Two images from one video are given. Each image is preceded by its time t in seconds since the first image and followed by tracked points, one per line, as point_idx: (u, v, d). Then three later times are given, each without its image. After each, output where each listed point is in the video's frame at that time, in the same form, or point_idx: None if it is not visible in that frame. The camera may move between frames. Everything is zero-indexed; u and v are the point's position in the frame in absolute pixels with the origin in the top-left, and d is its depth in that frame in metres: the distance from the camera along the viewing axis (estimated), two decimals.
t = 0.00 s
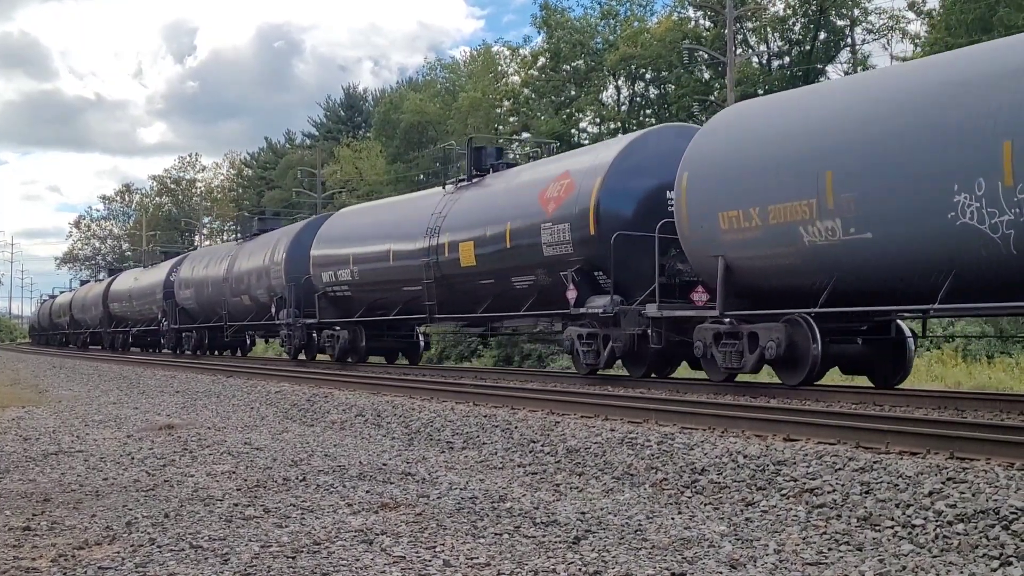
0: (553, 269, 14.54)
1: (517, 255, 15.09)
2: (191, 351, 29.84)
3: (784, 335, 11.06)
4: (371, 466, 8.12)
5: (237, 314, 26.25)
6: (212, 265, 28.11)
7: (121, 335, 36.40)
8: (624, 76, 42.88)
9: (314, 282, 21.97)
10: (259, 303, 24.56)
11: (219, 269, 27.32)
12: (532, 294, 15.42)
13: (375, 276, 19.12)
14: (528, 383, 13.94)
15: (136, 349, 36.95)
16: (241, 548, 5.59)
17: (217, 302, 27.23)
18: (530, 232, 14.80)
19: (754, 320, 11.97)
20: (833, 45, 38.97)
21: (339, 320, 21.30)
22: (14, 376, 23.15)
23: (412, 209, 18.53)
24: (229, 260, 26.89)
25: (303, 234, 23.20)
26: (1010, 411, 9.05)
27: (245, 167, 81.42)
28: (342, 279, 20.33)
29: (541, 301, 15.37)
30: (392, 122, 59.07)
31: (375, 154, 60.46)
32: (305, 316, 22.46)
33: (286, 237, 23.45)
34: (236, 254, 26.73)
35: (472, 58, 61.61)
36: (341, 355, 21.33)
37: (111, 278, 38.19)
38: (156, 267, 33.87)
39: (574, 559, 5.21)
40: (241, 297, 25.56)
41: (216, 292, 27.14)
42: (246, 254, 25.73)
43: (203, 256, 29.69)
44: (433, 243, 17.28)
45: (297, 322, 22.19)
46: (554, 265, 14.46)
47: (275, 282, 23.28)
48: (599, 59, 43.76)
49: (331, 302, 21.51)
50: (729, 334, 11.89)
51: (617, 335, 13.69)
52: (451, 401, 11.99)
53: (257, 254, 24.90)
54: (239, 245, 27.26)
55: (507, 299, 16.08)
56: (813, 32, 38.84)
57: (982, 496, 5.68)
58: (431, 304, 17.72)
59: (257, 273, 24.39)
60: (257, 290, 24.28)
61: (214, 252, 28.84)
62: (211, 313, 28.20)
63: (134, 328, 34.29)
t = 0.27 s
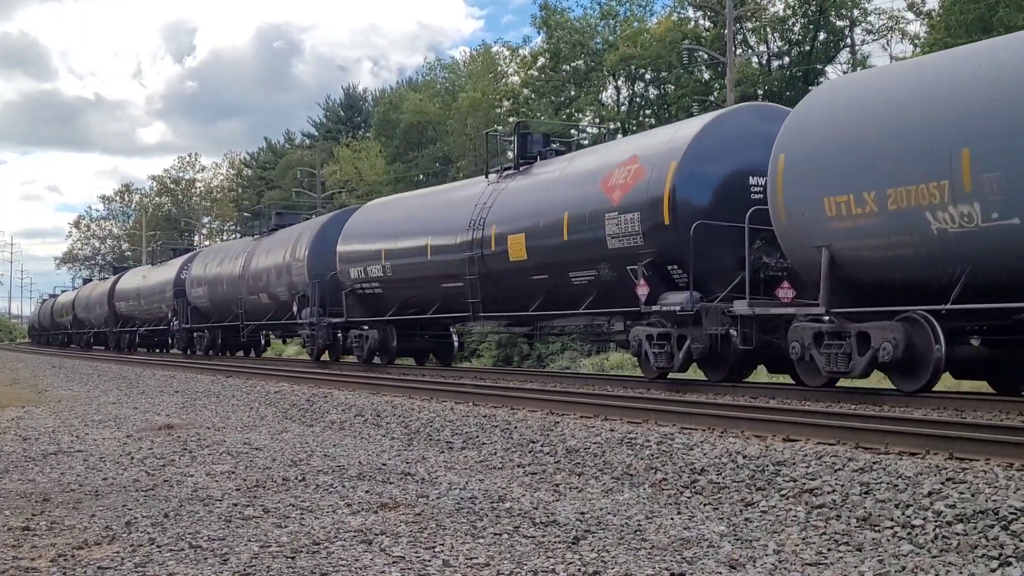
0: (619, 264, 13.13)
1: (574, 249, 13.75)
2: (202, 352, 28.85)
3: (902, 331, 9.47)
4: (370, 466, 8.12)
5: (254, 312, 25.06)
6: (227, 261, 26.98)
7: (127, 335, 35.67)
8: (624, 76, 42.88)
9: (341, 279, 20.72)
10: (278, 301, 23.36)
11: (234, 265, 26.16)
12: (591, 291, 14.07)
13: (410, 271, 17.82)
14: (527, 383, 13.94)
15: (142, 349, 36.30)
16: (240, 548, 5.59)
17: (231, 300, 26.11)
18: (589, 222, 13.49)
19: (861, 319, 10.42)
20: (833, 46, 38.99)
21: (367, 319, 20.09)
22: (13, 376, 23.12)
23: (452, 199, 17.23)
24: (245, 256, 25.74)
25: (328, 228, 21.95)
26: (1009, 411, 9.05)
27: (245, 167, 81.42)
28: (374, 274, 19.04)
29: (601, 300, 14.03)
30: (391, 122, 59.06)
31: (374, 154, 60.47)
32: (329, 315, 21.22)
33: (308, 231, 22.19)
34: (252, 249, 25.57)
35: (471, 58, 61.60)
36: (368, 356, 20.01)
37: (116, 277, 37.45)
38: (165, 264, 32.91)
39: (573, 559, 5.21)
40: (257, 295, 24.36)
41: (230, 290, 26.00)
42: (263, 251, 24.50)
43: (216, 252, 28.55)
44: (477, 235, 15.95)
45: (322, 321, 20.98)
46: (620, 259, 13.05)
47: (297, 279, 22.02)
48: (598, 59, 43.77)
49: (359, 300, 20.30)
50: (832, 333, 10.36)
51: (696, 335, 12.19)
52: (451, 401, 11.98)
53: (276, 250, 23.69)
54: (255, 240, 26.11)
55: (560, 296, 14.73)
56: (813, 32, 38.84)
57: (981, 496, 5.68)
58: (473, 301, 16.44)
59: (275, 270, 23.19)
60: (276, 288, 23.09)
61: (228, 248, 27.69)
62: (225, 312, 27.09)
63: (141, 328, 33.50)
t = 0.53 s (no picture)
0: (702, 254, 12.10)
1: (648, 239, 12.67)
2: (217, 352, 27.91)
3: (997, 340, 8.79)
4: (369, 466, 8.13)
5: (273, 312, 23.96)
6: (242, 258, 25.91)
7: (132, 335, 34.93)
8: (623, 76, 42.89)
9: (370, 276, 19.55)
10: (300, 299, 22.25)
11: (250, 263, 25.07)
12: (664, 285, 12.98)
13: (450, 266, 16.69)
14: (525, 383, 13.96)
15: (150, 349, 35.62)
16: (240, 549, 5.59)
17: (249, 299, 25.06)
18: (662, 210, 12.47)
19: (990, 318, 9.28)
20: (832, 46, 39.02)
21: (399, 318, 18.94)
22: (13, 376, 23.09)
23: (497, 189, 16.11)
24: (262, 253, 24.66)
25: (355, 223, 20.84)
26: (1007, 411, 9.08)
27: (244, 167, 81.41)
28: (409, 270, 17.86)
29: (675, 295, 12.96)
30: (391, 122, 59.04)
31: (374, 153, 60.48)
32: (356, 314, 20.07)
33: (332, 226, 21.06)
34: (270, 246, 24.50)
35: (470, 58, 61.59)
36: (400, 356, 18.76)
37: (121, 274, 36.68)
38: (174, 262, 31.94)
39: (572, 559, 5.21)
40: (276, 294, 23.29)
41: (247, 288, 24.95)
42: (283, 247, 23.40)
43: (230, 249, 27.46)
44: (528, 225, 14.88)
45: (349, 321, 19.83)
46: (702, 251, 12.07)
47: (322, 276, 20.90)
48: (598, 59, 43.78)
49: (389, 298, 19.15)
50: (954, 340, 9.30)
51: (794, 335, 11.04)
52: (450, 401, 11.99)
53: (297, 245, 22.59)
54: (273, 236, 25.02)
55: (629, 290, 13.62)
56: (812, 32, 38.84)
57: (981, 496, 5.69)
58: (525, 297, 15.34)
59: (297, 266, 22.09)
60: (299, 286, 22.01)
61: (243, 244, 26.59)
62: (241, 311, 26.06)
63: (149, 328, 32.74)
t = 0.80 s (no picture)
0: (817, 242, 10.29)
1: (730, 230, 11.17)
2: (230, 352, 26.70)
3: None
4: (368, 465, 8.12)
5: (293, 310, 22.54)
6: (258, 254, 24.54)
7: (136, 334, 34.00)
8: (622, 75, 42.88)
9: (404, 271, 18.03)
10: (324, 296, 20.80)
11: (268, 258, 23.69)
12: (754, 278, 11.32)
13: (496, 261, 15.09)
14: (524, 382, 13.96)
15: (155, 349, 34.76)
16: (238, 548, 5.59)
17: (267, 297, 23.70)
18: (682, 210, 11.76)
19: None
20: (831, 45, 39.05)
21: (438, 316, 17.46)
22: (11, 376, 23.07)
23: (548, 174, 14.57)
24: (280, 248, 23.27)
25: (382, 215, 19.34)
26: (1007, 409, 9.12)
27: (242, 166, 81.40)
28: (449, 264, 16.27)
29: (767, 290, 11.32)
30: (389, 121, 59.00)
31: (372, 153, 60.43)
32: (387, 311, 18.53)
33: (358, 219, 19.59)
34: (288, 240, 23.12)
35: (469, 58, 61.60)
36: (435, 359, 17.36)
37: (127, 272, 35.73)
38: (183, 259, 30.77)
39: (571, 558, 5.21)
40: (297, 291, 21.91)
41: (265, 285, 23.56)
42: (302, 242, 22.11)
43: (246, 244, 26.12)
44: (588, 213, 13.27)
45: (380, 319, 18.28)
46: (804, 239, 10.41)
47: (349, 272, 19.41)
48: (596, 58, 43.77)
49: (426, 295, 17.69)
50: None
51: (917, 334, 9.47)
52: (449, 400, 11.99)
53: (319, 240, 21.19)
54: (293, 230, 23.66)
55: (709, 284, 11.99)
56: (811, 31, 38.85)
57: (979, 495, 5.69)
58: (586, 293, 13.72)
59: (320, 262, 20.66)
60: (321, 282, 20.72)
61: (258, 239, 25.23)
62: (258, 309, 24.71)
63: (155, 327, 31.83)
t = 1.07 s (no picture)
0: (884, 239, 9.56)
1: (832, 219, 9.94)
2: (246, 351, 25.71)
3: None
4: (367, 464, 8.12)
5: (318, 308, 21.45)
6: (279, 249, 23.46)
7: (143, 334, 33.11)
8: (621, 75, 42.88)
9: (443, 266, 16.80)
10: (352, 293, 19.68)
11: (291, 253, 22.62)
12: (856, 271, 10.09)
13: (553, 253, 13.75)
14: (523, 382, 13.96)
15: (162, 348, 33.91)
16: (237, 547, 5.58)
17: (289, 293, 22.62)
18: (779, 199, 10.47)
19: None
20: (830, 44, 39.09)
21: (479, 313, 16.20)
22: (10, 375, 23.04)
23: (608, 158, 13.34)
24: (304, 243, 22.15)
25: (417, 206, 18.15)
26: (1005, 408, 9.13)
27: (241, 165, 81.38)
28: (497, 257, 14.91)
29: (873, 286, 10.06)
30: (388, 120, 58.98)
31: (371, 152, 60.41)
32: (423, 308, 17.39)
33: (392, 211, 18.41)
34: (313, 234, 22.03)
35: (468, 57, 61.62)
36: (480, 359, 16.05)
37: (133, 270, 34.99)
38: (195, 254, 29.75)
39: (570, 558, 5.21)
40: (322, 288, 20.83)
41: (288, 282, 22.47)
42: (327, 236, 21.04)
43: (266, 238, 25.03)
44: (660, 201, 12.00)
45: (415, 315, 17.11)
46: (864, 232, 9.74)
47: (381, 267, 18.26)
48: (595, 58, 43.77)
49: (466, 291, 16.49)
50: None
51: None
52: (447, 400, 11.98)
53: (348, 233, 20.06)
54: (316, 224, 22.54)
55: (793, 279, 10.85)
56: (810, 31, 38.89)
57: (978, 495, 5.70)
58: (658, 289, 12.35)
59: (349, 257, 19.56)
60: (349, 277, 19.64)
61: (279, 234, 24.14)
62: (278, 306, 23.66)
63: (163, 326, 30.94)
